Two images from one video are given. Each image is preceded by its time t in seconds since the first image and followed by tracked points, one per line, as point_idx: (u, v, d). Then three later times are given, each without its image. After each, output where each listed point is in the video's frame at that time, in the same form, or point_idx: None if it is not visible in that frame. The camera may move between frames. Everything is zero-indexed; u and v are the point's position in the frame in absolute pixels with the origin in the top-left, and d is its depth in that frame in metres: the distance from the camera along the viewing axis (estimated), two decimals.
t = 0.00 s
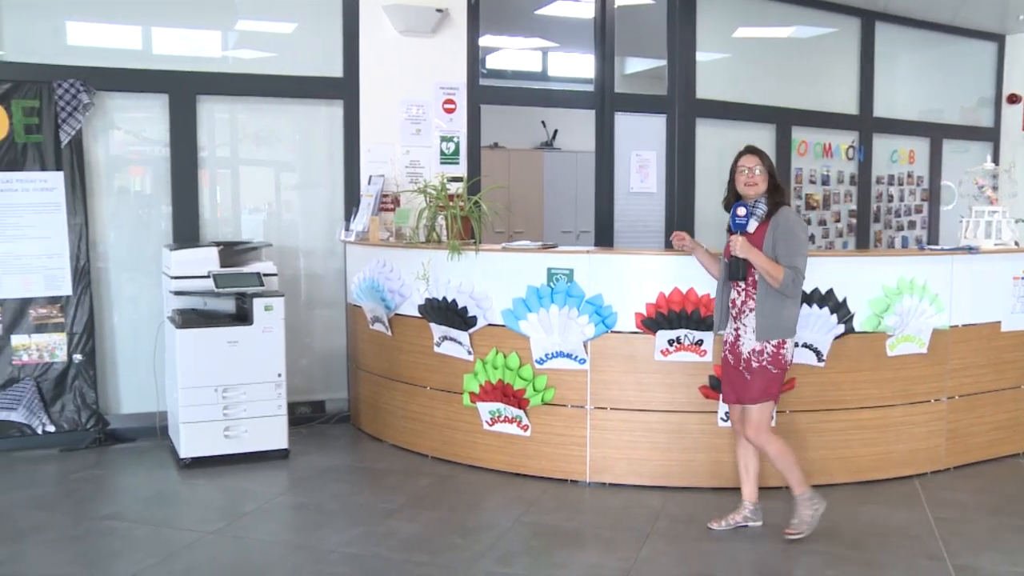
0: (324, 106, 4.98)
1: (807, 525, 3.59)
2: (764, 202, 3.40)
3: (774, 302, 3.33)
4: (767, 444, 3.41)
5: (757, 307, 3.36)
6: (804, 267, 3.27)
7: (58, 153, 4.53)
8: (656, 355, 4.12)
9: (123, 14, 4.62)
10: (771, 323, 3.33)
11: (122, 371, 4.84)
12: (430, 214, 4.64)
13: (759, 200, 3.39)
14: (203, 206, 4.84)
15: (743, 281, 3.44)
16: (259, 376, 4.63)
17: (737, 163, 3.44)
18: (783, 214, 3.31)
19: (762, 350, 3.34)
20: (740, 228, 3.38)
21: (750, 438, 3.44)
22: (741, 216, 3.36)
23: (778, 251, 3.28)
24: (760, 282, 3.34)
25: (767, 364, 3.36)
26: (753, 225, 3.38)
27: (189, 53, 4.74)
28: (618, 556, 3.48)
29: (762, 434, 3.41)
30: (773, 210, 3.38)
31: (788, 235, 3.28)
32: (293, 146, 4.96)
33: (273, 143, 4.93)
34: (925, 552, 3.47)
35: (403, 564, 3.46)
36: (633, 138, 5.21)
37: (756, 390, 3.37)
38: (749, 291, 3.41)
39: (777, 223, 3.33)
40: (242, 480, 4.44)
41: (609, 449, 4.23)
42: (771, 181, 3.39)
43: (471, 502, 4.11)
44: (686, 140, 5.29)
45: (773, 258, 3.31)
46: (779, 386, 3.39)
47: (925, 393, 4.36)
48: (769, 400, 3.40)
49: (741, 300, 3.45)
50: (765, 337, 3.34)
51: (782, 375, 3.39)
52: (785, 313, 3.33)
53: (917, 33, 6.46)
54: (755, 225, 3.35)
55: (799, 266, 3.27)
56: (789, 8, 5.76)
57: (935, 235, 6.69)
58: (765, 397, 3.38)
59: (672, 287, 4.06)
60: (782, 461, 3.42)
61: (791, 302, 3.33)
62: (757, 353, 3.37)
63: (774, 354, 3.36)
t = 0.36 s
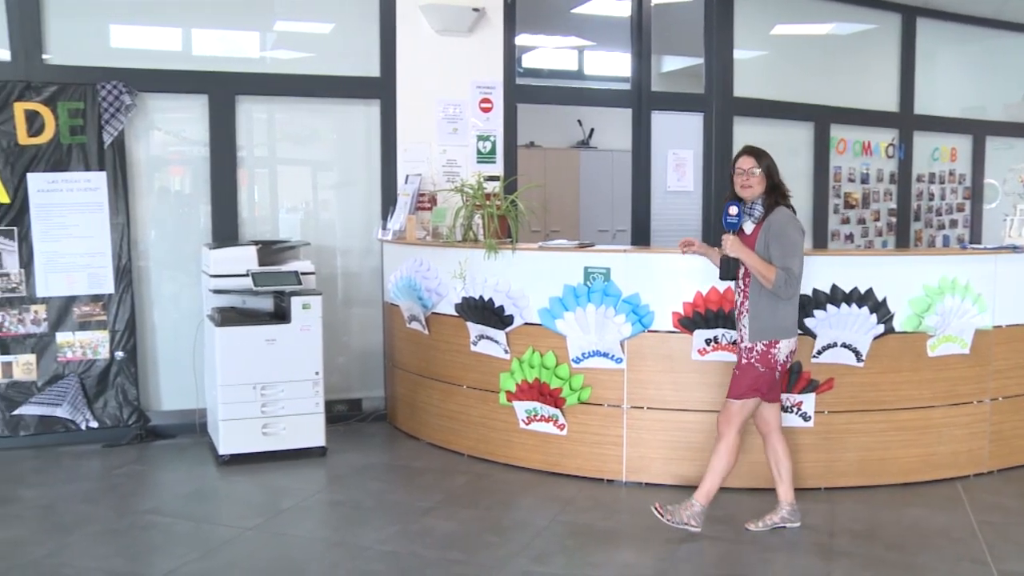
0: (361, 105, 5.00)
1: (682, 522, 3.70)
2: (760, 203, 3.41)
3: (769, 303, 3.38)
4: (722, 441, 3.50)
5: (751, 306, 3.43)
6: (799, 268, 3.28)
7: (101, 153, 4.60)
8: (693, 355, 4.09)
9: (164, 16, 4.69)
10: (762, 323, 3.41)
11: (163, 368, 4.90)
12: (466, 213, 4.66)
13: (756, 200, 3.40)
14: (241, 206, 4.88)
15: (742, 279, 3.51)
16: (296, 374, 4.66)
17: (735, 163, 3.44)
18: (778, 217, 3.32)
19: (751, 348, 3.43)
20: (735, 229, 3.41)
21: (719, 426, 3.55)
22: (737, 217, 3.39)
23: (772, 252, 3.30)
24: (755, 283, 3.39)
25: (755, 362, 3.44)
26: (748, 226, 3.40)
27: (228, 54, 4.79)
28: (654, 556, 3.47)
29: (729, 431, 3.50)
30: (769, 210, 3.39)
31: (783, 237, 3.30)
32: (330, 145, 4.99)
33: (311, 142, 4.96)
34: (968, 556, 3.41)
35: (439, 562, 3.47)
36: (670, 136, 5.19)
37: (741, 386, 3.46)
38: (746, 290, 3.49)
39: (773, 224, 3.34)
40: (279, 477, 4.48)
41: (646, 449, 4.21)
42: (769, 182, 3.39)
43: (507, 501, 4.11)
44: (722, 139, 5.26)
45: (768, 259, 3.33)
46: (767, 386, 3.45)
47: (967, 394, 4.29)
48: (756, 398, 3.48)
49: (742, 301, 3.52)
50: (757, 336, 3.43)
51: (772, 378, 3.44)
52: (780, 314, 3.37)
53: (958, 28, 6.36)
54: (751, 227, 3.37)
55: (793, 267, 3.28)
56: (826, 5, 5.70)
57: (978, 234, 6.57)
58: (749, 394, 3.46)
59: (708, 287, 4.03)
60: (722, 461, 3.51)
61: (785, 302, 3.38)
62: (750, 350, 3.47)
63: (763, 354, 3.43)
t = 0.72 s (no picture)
0: (396, 105, 5.02)
1: (702, 536, 3.57)
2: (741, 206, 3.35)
3: (752, 310, 3.31)
4: (732, 452, 3.39)
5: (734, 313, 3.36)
6: (778, 275, 3.20)
7: (141, 154, 4.67)
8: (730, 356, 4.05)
9: (203, 18, 4.74)
10: (744, 330, 3.33)
11: (200, 367, 4.94)
12: (501, 213, 4.65)
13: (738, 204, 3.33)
14: (278, 205, 4.92)
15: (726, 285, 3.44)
16: (331, 373, 4.68)
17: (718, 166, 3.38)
18: (756, 222, 3.25)
19: (738, 355, 3.35)
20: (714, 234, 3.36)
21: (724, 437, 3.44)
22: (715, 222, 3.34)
23: (750, 259, 3.23)
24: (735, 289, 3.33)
25: (744, 369, 3.35)
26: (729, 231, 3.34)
27: (265, 55, 4.83)
28: (689, 557, 3.45)
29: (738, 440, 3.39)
30: (750, 214, 3.31)
31: (762, 243, 3.22)
32: (365, 146, 5.01)
33: (347, 142, 4.99)
34: (1009, 563, 3.35)
35: (472, 562, 3.47)
36: (706, 137, 5.18)
37: (737, 395, 3.37)
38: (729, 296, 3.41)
39: (753, 230, 3.27)
40: (314, 475, 4.50)
41: (681, 450, 4.19)
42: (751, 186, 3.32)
43: (540, 501, 4.11)
44: (759, 139, 5.24)
45: (746, 265, 3.27)
46: (763, 392, 3.34)
47: (1009, 397, 4.21)
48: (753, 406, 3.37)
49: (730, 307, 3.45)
50: (740, 344, 3.34)
51: (766, 382, 3.33)
52: (762, 320, 3.30)
53: (999, 25, 6.25)
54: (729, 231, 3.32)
55: (772, 274, 3.21)
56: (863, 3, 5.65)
57: (1020, 234, 6.47)
58: (746, 402, 3.36)
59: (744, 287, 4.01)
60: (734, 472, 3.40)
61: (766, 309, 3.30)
62: (736, 358, 3.38)
63: (751, 360, 3.33)
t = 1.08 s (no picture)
0: (431, 106, 5.04)
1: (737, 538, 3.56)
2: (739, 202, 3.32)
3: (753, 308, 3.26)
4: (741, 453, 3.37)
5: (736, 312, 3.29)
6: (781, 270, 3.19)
7: (180, 155, 4.73)
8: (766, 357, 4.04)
9: (241, 20, 4.79)
10: (748, 330, 3.27)
11: (238, 366, 4.98)
12: (537, 213, 4.66)
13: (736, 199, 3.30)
14: (314, 206, 4.95)
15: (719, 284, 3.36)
16: (367, 373, 4.70)
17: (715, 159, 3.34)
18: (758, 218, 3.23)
19: (740, 356, 3.27)
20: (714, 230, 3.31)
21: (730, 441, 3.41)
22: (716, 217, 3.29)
23: (754, 254, 3.20)
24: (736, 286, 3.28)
25: (749, 371, 3.29)
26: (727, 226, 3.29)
27: (302, 56, 4.87)
28: (726, 560, 3.42)
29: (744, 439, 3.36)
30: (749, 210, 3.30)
31: (765, 238, 3.21)
32: (401, 146, 5.03)
33: (384, 143, 5.01)
34: None
35: (507, 562, 3.47)
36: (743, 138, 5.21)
37: (740, 398, 3.32)
38: (726, 296, 3.34)
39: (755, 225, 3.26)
40: (350, 474, 4.53)
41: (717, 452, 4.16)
42: (749, 181, 3.30)
43: (575, 502, 4.11)
44: (796, 141, 5.25)
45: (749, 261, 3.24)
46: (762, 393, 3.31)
47: None
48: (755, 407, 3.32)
49: (721, 305, 3.36)
50: (745, 344, 3.27)
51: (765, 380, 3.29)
52: (765, 317, 3.26)
53: None
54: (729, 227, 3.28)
55: (776, 269, 3.20)
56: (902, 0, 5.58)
57: None
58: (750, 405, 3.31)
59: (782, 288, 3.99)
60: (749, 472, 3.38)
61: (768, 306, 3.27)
62: (737, 361, 3.30)
63: (753, 361, 3.29)
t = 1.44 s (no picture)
0: (467, 105, 5.04)
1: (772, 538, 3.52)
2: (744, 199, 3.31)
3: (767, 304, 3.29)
4: (761, 456, 3.33)
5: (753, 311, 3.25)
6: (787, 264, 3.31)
7: (218, 155, 4.77)
8: (801, 358, 4.02)
9: (279, 21, 4.83)
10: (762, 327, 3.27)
11: (274, 365, 5.02)
12: (572, 213, 4.65)
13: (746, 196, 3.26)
14: (350, 205, 4.98)
15: (731, 282, 3.24)
16: (402, 372, 4.72)
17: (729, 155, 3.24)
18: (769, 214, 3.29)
19: (760, 355, 3.24)
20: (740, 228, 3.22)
21: (749, 444, 3.34)
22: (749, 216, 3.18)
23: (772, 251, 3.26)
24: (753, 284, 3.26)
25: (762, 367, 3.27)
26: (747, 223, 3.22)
27: (338, 57, 4.90)
28: (762, 563, 3.39)
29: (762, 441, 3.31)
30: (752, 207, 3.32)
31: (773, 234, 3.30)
32: (436, 146, 5.05)
33: (420, 143, 5.03)
34: None
35: (542, 561, 3.46)
36: (780, 137, 5.19)
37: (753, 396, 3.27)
38: (741, 294, 3.24)
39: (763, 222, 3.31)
40: (384, 472, 4.55)
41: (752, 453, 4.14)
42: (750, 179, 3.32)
43: (610, 502, 4.10)
44: (834, 140, 5.21)
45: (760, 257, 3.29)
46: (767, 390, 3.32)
47: None
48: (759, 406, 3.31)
49: (731, 304, 3.25)
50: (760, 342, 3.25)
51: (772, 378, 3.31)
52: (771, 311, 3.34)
53: None
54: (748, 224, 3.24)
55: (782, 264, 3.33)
56: None
57: None
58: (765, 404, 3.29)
59: (819, 288, 3.95)
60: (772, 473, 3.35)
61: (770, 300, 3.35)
62: (752, 359, 3.25)
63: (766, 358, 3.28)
